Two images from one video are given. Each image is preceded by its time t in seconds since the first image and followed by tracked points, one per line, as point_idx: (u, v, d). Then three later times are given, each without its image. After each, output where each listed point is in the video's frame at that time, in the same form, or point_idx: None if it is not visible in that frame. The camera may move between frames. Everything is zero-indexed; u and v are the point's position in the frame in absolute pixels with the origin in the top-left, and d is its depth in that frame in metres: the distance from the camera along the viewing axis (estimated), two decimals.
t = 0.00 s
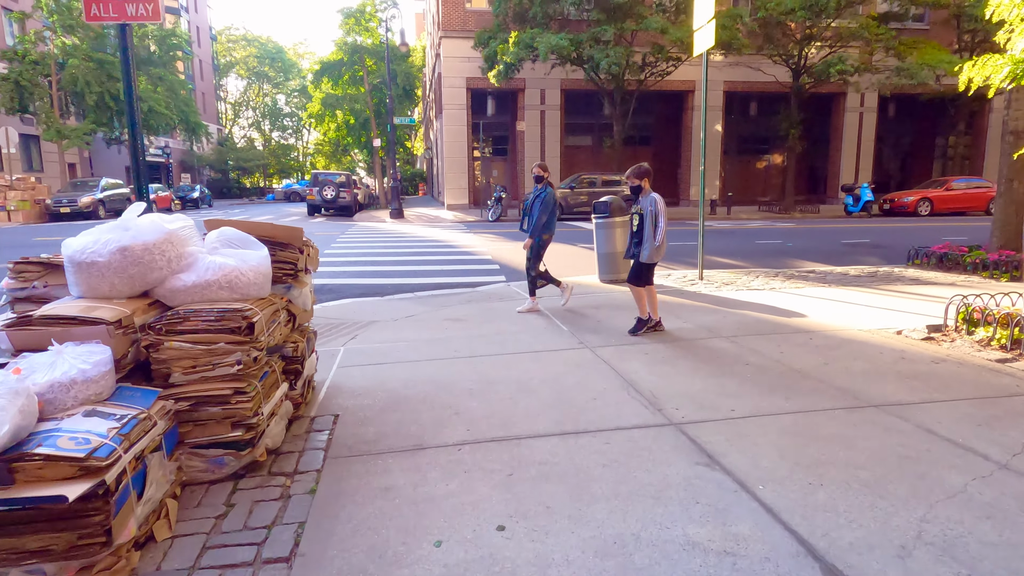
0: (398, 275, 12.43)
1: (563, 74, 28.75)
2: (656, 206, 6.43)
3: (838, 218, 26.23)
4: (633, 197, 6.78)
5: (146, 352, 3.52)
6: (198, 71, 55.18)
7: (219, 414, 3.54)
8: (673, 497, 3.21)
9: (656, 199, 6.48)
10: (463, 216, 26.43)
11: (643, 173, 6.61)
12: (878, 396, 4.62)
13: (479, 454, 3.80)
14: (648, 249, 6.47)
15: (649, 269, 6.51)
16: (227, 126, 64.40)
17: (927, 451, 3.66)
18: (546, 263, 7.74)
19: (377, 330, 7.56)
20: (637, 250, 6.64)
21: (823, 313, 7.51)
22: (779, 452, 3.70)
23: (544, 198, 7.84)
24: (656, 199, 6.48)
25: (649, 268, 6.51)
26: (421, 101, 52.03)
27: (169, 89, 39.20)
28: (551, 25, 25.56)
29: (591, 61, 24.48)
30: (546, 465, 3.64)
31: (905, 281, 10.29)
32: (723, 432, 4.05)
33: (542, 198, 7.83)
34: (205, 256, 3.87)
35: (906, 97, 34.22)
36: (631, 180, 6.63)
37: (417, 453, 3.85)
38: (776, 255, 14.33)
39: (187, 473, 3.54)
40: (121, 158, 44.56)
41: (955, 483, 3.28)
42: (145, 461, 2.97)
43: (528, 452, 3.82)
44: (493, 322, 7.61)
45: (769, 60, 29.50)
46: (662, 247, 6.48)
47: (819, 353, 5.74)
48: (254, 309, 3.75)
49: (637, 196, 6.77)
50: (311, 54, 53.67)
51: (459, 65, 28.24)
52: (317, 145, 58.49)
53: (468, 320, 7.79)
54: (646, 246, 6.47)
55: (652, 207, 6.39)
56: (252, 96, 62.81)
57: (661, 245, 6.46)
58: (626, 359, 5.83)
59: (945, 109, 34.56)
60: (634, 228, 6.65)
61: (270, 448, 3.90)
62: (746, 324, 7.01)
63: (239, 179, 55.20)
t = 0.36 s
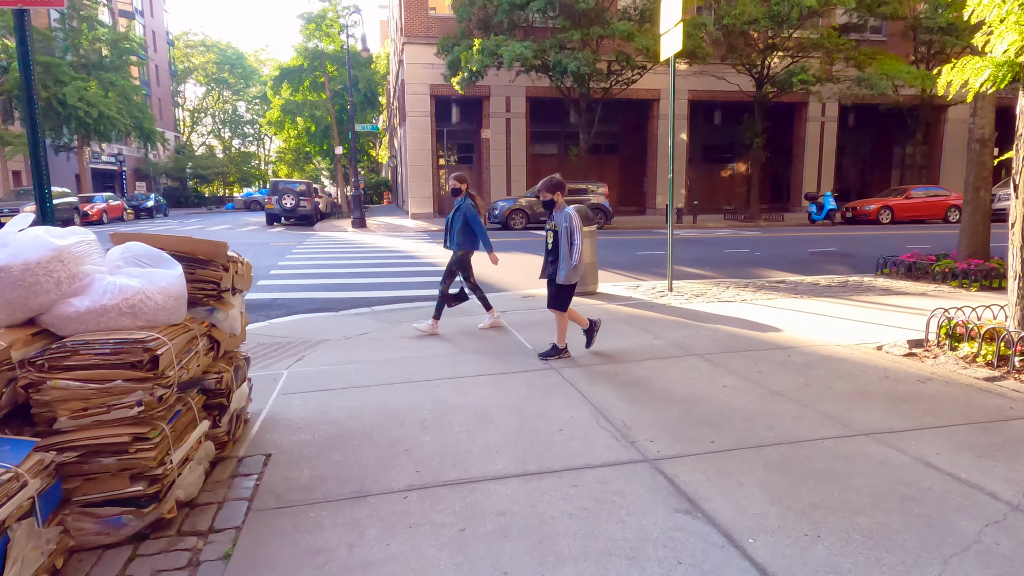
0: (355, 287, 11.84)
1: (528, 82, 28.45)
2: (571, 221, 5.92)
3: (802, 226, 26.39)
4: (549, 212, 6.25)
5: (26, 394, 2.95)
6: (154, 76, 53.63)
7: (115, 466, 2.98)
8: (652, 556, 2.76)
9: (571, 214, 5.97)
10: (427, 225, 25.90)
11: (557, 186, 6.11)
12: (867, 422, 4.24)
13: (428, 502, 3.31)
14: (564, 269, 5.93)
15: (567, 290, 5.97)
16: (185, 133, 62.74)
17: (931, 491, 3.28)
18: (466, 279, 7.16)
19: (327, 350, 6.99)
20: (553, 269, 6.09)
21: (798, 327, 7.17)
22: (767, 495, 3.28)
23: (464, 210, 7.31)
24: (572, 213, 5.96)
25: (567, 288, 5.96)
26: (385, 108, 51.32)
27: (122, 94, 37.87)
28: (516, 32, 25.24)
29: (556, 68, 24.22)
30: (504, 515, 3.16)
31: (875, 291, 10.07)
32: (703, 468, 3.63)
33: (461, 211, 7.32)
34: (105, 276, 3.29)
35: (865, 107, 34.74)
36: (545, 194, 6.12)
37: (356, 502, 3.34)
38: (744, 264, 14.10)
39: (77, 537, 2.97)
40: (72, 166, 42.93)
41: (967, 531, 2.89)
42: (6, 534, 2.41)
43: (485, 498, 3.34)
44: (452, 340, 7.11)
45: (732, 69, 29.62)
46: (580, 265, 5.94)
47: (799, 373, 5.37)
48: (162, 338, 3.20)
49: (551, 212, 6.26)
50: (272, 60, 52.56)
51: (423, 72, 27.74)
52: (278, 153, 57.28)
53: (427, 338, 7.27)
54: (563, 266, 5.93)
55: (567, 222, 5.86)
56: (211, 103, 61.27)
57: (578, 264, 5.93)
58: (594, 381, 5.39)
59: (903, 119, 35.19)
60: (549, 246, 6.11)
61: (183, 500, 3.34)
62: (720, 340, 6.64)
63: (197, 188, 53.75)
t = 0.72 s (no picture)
0: (332, 295, 11.30)
1: (510, 85, 28.06)
2: (498, 232, 5.41)
3: (785, 231, 26.25)
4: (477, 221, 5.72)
5: None
6: (127, 79, 52.52)
7: (23, 525, 2.48)
8: None
9: (498, 225, 5.46)
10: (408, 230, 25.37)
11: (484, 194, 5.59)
12: (892, 449, 3.84)
13: (403, 556, 2.85)
14: (492, 285, 5.41)
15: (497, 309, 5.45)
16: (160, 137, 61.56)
17: (980, 536, 2.87)
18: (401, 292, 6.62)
19: (298, 366, 6.48)
20: (480, 286, 5.57)
21: (799, 339, 6.80)
22: (795, 545, 2.85)
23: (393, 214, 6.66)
24: (499, 223, 5.46)
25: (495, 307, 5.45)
26: (364, 112, 50.71)
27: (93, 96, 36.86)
28: (498, 35, 24.84)
29: (539, 71, 23.85)
30: (492, 572, 2.70)
31: (871, 299, 9.75)
32: (718, 509, 3.19)
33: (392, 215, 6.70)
34: (20, 295, 2.78)
35: (846, 112, 34.81)
36: (470, 204, 5.60)
37: (319, 556, 2.87)
38: (732, 270, 13.78)
39: None
40: (40, 170, 41.78)
41: None
42: None
43: (469, 549, 2.88)
44: (433, 355, 6.63)
45: (715, 73, 29.48)
46: (510, 281, 5.44)
47: (809, 392, 4.98)
48: (87, 368, 2.71)
49: (479, 222, 5.74)
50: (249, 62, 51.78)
51: (403, 74, 27.26)
52: (256, 157, 56.35)
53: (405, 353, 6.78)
54: (492, 282, 5.41)
55: (494, 235, 5.38)
56: (187, 106, 60.18)
57: (507, 280, 5.43)
58: (588, 401, 4.95)
59: (883, 124, 35.33)
60: (477, 259, 5.60)
61: (113, 558, 2.84)
62: (718, 353, 6.24)
63: (173, 193, 52.67)
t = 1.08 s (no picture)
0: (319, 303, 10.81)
1: (504, 87, 27.67)
2: (431, 240, 4.84)
3: (783, 236, 25.91)
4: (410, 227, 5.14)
5: None
6: (116, 80, 51.84)
7: None
8: None
9: (431, 230, 4.90)
10: (400, 234, 24.89)
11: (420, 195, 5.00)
12: (942, 489, 3.42)
13: None
14: (425, 298, 4.83)
15: (429, 323, 4.89)
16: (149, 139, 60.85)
17: None
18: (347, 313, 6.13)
19: (280, 384, 6.01)
20: (412, 299, 4.99)
21: (815, 355, 6.38)
22: None
23: (331, 227, 6.22)
24: (433, 229, 4.88)
25: (427, 322, 4.87)
26: (357, 115, 50.23)
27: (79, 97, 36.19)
28: (492, 36, 24.39)
29: (534, 73, 23.44)
30: None
31: (883, 309, 9.35)
32: (757, 567, 2.76)
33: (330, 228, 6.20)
34: None
35: (841, 115, 34.57)
36: (403, 206, 5.00)
37: None
38: (734, 277, 13.37)
39: None
40: (26, 173, 41.06)
41: None
42: None
43: None
44: (424, 373, 6.17)
45: (712, 76, 29.16)
46: (445, 292, 4.87)
47: (836, 418, 4.55)
48: (9, 414, 2.25)
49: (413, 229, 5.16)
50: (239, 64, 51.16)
51: (395, 76, 26.82)
52: (247, 160, 55.74)
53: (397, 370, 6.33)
54: (424, 294, 4.84)
55: (425, 241, 4.81)
56: (177, 108, 59.51)
57: (441, 292, 4.86)
58: (596, 428, 4.52)
59: (879, 129, 35.14)
60: (409, 269, 5.03)
61: None
62: (731, 371, 5.82)
63: (162, 196, 52.02)
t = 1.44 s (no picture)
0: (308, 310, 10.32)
1: (500, 88, 27.24)
2: (343, 253, 4.29)
3: (783, 240, 25.54)
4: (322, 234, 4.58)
5: None
6: (107, 81, 51.25)
7: None
8: None
9: (343, 242, 4.34)
10: (394, 238, 24.45)
11: (335, 200, 4.43)
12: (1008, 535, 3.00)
13: None
14: (328, 319, 4.30)
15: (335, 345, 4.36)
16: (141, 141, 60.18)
17: None
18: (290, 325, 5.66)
19: (260, 402, 5.53)
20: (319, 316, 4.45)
21: (837, 369, 5.96)
22: None
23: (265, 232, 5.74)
24: (346, 240, 4.33)
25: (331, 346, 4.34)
26: (351, 116, 49.79)
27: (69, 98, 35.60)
28: (488, 36, 23.97)
29: (531, 73, 23.05)
30: None
31: (898, 317, 8.94)
32: None
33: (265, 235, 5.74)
34: None
35: (840, 118, 34.25)
36: (314, 211, 4.44)
37: None
38: (738, 282, 12.94)
39: None
40: (14, 174, 40.39)
41: None
42: None
43: None
44: (418, 390, 5.70)
45: (711, 77, 28.80)
46: (355, 313, 4.33)
47: (872, 444, 4.12)
48: None
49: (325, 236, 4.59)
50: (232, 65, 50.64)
51: (390, 77, 26.36)
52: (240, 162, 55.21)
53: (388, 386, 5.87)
54: (329, 314, 4.30)
55: (334, 256, 4.27)
56: (170, 109, 58.92)
57: (349, 314, 4.32)
58: (608, 456, 4.07)
59: (878, 132, 34.85)
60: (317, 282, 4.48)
61: None
62: (750, 389, 5.37)
63: (154, 197, 51.45)
